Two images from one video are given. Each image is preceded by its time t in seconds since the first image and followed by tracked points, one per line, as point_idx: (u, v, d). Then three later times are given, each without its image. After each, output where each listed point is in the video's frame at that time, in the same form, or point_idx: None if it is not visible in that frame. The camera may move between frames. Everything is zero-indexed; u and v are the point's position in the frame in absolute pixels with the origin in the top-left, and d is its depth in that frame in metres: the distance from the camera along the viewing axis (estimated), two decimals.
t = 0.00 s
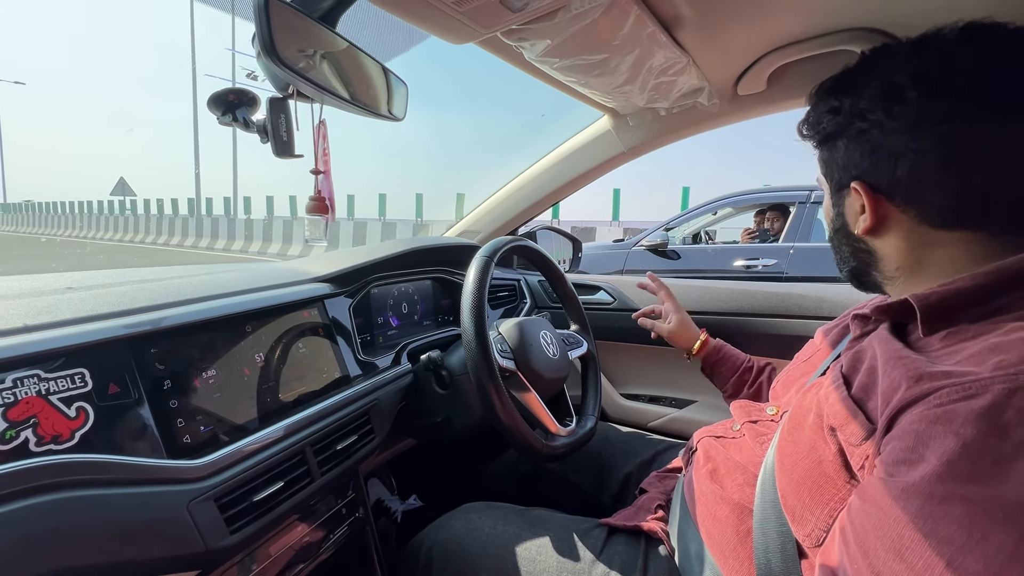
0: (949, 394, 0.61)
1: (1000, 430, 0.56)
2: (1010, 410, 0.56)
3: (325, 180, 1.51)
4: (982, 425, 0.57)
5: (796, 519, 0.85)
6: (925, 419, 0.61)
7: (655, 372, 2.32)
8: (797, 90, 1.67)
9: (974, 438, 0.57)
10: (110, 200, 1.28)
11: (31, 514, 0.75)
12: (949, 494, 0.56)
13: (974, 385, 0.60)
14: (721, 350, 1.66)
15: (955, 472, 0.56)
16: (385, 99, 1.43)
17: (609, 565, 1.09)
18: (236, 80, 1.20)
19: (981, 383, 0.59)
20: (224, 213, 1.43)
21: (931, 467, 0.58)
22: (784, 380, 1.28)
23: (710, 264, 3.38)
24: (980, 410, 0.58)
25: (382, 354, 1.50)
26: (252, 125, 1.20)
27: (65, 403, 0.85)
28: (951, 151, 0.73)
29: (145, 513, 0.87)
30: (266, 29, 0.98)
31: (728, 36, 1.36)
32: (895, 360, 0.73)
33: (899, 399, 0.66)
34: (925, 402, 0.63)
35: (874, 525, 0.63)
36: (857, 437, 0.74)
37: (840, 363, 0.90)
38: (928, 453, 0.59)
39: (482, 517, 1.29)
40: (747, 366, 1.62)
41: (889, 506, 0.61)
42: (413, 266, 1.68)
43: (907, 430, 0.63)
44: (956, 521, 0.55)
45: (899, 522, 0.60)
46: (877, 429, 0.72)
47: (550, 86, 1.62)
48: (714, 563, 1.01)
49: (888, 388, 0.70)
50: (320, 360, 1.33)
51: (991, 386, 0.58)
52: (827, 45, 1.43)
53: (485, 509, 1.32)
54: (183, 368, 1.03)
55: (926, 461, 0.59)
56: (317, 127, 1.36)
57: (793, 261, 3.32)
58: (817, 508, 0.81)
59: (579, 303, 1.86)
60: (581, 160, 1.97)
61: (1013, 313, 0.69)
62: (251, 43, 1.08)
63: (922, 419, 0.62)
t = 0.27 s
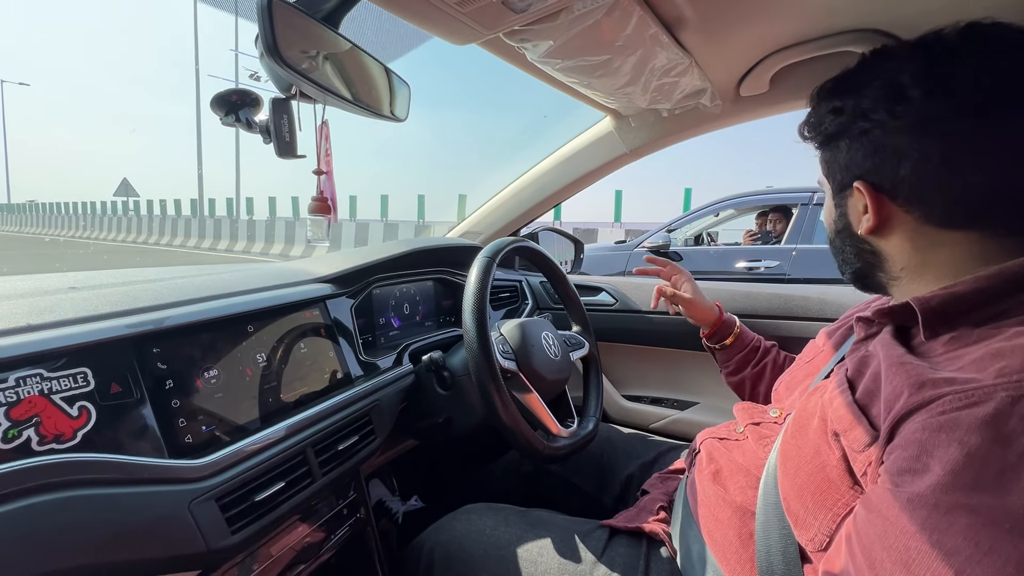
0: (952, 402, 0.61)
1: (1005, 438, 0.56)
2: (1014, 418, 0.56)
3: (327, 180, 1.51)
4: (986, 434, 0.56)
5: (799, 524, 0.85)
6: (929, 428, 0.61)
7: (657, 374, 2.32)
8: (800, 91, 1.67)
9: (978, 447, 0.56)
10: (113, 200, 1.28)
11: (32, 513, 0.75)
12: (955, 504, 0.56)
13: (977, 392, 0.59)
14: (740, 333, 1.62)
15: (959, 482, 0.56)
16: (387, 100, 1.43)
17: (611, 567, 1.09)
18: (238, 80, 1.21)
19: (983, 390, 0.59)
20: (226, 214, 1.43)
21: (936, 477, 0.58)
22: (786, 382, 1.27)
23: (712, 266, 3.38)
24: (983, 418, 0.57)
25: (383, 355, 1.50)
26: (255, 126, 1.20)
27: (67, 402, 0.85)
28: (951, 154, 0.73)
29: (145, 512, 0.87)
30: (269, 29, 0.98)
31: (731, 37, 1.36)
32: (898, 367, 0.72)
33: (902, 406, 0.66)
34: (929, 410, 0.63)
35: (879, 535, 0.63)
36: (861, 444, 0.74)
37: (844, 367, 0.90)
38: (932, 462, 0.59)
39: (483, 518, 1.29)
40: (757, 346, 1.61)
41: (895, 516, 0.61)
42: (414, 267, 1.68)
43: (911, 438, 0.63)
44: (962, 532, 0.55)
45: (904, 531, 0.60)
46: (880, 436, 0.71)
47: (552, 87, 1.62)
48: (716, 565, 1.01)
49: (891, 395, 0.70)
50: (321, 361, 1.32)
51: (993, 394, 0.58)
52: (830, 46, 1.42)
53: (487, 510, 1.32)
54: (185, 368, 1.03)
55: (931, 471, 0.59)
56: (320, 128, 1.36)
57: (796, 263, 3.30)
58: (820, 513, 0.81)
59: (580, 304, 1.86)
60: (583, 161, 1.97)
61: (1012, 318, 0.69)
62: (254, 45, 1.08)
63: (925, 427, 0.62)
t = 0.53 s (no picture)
0: (955, 402, 0.60)
1: (1007, 432, 0.55)
2: (1014, 414, 0.55)
3: (330, 180, 1.51)
4: (989, 432, 0.56)
5: (801, 527, 0.85)
6: (933, 427, 0.61)
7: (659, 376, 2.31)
8: (803, 92, 1.67)
9: (979, 444, 0.56)
10: (115, 200, 1.29)
11: (35, 512, 0.76)
12: (957, 501, 0.55)
13: (979, 391, 0.59)
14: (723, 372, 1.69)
15: (961, 479, 0.56)
16: (390, 101, 1.43)
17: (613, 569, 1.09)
18: (241, 80, 1.21)
19: (985, 389, 0.59)
20: (229, 215, 1.43)
21: (941, 478, 0.57)
22: (787, 384, 1.27)
23: (713, 267, 3.38)
24: (985, 417, 0.57)
25: (385, 356, 1.50)
26: (257, 126, 1.20)
27: (69, 402, 0.85)
28: (956, 150, 0.73)
29: (148, 512, 0.87)
30: (272, 30, 0.99)
31: (734, 38, 1.36)
32: (901, 368, 0.72)
33: (907, 407, 0.66)
34: (934, 411, 0.62)
35: (880, 532, 0.63)
36: (866, 446, 0.73)
37: (845, 369, 0.89)
38: (935, 462, 0.59)
39: (486, 519, 1.28)
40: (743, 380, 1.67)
41: (897, 513, 0.61)
42: (417, 268, 1.68)
43: (915, 439, 0.62)
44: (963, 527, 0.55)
45: (906, 528, 0.59)
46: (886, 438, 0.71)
47: (554, 87, 1.62)
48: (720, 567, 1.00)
49: (895, 398, 0.70)
50: (323, 362, 1.32)
51: (995, 392, 0.58)
52: (833, 47, 1.42)
53: (490, 512, 1.32)
54: (187, 367, 1.03)
55: (934, 470, 0.58)
56: (323, 129, 1.36)
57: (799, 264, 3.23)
58: (823, 516, 0.81)
59: (582, 305, 1.86)
60: (585, 161, 1.97)
61: (1017, 316, 0.68)
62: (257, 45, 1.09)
63: (930, 428, 0.61)
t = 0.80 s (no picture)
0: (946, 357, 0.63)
1: (982, 386, 0.57)
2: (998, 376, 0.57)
3: (332, 182, 1.51)
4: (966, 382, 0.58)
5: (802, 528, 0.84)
6: (915, 375, 0.63)
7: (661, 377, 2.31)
8: (804, 93, 1.67)
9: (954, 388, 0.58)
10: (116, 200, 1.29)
11: (37, 511, 0.76)
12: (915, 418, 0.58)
13: (972, 354, 0.61)
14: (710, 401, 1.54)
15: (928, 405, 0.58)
16: (391, 102, 1.44)
17: (614, 570, 1.09)
18: (243, 81, 1.21)
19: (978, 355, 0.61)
20: (230, 216, 1.43)
21: (907, 405, 0.60)
22: (788, 386, 1.27)
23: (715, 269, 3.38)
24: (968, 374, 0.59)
25: (386, 357, 1.50)
26: (259, 127, 1.21)
27: (71, 402, 0.85)
28: (952, 154, 0.72)
29: (150, 512, 0.88)
30: (274, 31, 0.99)
31: (735, 40, 1.36)
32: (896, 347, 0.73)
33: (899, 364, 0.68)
34: (923, 364, 0.64)
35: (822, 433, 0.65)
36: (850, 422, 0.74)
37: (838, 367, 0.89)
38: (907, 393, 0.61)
39: (487, 520, 1.28)
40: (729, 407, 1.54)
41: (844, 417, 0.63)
42: (418, 269, 1.67)
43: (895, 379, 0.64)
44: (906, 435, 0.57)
45: (843, 420, 0.63)
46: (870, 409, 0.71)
47: (555, 89, 1.62)
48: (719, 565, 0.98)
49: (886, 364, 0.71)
50: (323, 363, 1.32)
51: (987, 359, 0.60)
52: (834, 48, 1.42)
53: (491, 512, 1.32)
54: (188, 368, 1.03)
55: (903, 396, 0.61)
56: (324, 130, 1.37)
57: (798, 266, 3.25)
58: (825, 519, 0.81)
59: (583, 307, 1.86)
60: (586, 163, 1.97)
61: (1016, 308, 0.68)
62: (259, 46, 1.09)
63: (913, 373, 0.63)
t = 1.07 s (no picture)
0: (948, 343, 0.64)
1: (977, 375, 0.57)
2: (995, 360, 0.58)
3: (332, 185, 1.51)
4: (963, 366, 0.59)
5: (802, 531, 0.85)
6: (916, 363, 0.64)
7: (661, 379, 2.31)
8: (804, 96, 1.67)
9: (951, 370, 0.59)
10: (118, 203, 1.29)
11: (38, 514, 0.76)
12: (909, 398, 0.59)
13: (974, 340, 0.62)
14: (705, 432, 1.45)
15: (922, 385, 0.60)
16: (392, 105, 1.44)
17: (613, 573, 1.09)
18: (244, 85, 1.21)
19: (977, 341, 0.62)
20: (231, 218, 1.44)
21: (903, 387, 0.61)
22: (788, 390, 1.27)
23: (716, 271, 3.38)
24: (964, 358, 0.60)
25: (386, 360, 1.50)
26: (260, 130, 1.21)
27: (71, 405, 0.85)
28: (951, 157, 0.72)
29: (150, 514, 0.88)
30: (274, 36, 0.99)
31: (735, 43, 1.36)
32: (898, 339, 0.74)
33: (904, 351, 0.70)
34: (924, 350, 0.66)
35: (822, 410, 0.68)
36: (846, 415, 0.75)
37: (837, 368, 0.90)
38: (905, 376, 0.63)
39: (487, 523, 1.28)
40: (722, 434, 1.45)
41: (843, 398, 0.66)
42: (418, 271, 1.68)
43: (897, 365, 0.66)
44: (898, 413, 0.59)
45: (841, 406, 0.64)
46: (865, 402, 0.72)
47: (556, 92, 1.63)
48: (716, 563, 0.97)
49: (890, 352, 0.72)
50: (323, 366, 1.32)
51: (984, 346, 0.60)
52: (833, 52, 1.43)
53: (491, 515, 1.32)
54: (189, 371, 1.03)
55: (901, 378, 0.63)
56: (325, 133, 1.37)
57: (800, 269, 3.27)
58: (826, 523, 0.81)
59: (584, 310, 1.86)
60: (586, 165, 1.97)
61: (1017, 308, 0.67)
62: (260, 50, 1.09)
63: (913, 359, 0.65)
